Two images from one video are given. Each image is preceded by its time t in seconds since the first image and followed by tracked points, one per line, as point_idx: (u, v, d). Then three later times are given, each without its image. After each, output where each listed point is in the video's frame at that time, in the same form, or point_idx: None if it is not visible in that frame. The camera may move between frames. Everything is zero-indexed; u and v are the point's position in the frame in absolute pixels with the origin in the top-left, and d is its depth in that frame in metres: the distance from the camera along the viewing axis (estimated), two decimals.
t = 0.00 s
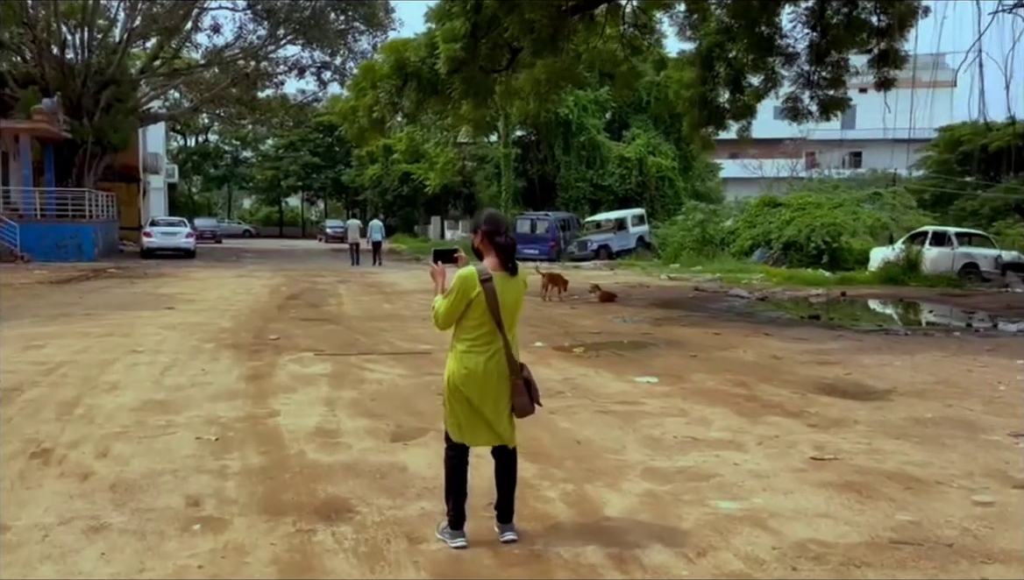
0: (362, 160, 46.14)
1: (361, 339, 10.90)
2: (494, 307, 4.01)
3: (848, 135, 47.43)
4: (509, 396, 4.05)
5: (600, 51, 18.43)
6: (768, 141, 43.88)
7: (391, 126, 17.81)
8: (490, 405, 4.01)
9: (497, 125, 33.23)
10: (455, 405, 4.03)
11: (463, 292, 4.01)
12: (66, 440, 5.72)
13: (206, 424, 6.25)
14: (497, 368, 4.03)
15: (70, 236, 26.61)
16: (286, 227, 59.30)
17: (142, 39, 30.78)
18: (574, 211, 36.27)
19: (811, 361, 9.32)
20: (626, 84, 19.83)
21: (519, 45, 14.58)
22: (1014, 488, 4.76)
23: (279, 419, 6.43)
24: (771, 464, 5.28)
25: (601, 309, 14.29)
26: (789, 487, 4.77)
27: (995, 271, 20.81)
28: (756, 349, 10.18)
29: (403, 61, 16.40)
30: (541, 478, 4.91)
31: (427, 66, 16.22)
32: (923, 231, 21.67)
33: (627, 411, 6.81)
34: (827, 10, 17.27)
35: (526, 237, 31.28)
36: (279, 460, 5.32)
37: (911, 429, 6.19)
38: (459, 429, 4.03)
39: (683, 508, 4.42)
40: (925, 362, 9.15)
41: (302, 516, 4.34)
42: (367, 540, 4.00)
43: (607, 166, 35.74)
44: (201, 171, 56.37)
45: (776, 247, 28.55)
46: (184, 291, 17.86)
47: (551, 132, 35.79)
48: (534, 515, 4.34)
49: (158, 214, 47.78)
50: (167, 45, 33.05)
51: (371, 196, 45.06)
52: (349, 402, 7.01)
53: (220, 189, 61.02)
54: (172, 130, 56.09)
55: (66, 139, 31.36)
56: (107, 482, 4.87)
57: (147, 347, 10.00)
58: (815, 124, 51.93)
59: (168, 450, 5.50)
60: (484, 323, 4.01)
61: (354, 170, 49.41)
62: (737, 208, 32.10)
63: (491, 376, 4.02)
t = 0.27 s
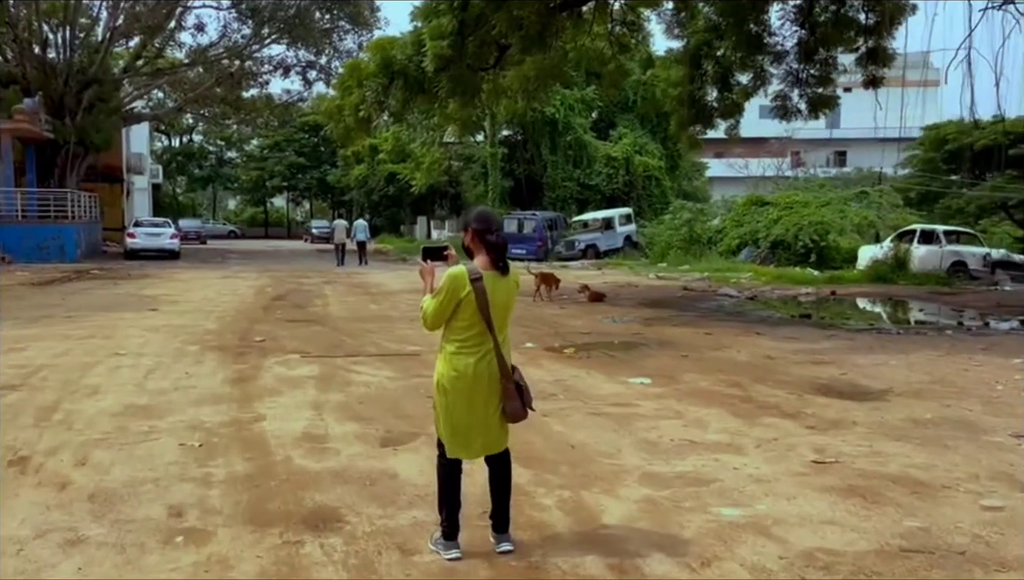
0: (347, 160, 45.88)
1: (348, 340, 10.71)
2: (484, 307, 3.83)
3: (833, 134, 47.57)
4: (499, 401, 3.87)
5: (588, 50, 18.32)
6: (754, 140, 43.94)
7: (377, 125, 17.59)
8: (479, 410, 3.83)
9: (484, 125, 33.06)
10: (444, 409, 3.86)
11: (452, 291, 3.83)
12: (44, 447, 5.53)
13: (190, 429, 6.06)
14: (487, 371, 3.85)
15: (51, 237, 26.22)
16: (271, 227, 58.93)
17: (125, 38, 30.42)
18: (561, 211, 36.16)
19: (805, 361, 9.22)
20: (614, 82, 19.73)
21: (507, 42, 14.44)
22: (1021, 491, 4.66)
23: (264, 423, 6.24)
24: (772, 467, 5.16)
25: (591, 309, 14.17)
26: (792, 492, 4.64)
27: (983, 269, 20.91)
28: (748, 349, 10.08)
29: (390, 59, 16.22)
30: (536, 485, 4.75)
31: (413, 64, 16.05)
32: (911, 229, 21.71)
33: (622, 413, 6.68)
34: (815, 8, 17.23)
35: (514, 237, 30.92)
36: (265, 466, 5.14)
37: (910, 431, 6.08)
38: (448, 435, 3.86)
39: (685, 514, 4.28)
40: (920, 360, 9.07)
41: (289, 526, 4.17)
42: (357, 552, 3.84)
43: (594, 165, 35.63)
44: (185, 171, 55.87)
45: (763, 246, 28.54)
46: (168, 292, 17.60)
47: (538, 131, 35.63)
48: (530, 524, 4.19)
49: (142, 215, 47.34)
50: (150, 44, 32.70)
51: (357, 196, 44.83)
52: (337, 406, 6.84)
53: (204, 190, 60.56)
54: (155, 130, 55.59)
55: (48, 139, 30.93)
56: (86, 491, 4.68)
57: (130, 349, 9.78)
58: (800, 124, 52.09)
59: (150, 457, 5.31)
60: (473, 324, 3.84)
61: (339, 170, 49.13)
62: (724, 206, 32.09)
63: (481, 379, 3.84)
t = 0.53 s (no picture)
0: (340, 160, 45.65)
1: (340, 344, 10.48)
2: (480, 315, 3.62)
3: (827, 133, 47.51)
4: (497, 414, 3.66)
5: (583, 49, 18.15)
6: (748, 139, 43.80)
7: (368, 125, 17.33)
8: (474, 424, 3.63)
9: (477, 125, 32.85)
10: (437, 424, 3.65)
11: (447, 299, 3.63)
12: (23, 459, 5.31)
13: (176, 440, 5.84)
14: (483, 383, 3.64)
15: (39, 239, 25.87)
16: (263, 228, 58.62)
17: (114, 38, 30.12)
18: (555, 211, 35.99)
19: (806, 365, 9.05)
20: (609, 81, 19.57)
21: (501, 40, 14.24)
22: None
23: (253, 433, 6.03)
24: (780, 479, 4.97)
25: (587, 311, 13.98)
26: (803, 505, 4.46)
27: (979, 269, 20.85)
28: (748, 352, 9.91)
29: (382, 59, 16.01)
30: (536, 499, 4.56)
31: (406, 64, 15.83)
32: (907, 229, 21.64)
33: (622, 420, 6.49)
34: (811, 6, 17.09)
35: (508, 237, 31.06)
36: (253, 480, 4.93)
37: (920, 438, 5.91)
38: (442, 450, 3.65)
39: (693, 531, 4.10)
40: (924, 364, 8.91)
41: (278, 546, 3.97)
42: (348, 574, 3.65)
43: (587, 165, 35.44)
44: (176, 172, 55.44)
45: (758, 246, 28.41)
46: (158, 294, 17.34)
47: (531, 131, 35.40)
48: (530, 542, 3.99)
49: (132, 216, 47.00)
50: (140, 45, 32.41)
51: (349, 196, 44.59)
52: (329, 414, 6.63)
53: (196, 190, 60.21)
54: (146, 131, 55.16)
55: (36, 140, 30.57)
56: (65, 508, 4.47)
57: (117, 355, 9.54)
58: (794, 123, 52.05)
59: (134, 471, 5.09)
60: (468, 333, 3.63)
61: (332, 170, 48.86)
62: (719, 206, 31.97)
63: (477, 391, 3.63)
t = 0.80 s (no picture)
0: (338, 162, 45.47)
1: (338, 348, 10.30)
2: (482, 322, 3.45)
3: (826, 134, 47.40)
4: (501, 425, 3.49)
5: (583, 49, 18.00)
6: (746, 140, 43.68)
7: (366, 127, 17.17)
8: (478, 436, 3.46)
9: (475, 126, 32.67)
10: (439, 436, 3.50)
11: (448, 305, 3.46)
12: (10, 471, 5.12)
13: (169, 449, 5.66)
14: (486, 394, 3.47)
15: (35, 242, 25.65)
16: (260, 231, 58.45)
17: (110, 40, 29.92)
18: (554, 213, 35.82)
19: (813, 368, 8.90)
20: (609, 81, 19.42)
21: (500, 39, 14.10)
22: None
23: (249, 442, 5.86)
24: (795, 489, 4.80)
25: (588, 313, 13.81)
26: (820, 517, 4.30)
27: (982, 269, 20.70)
28: (753, 356, 9.75)
29: (380, 59, 15.85)
30: (542, 511, 4.39)
31: (404, 64, 15.67)
32: (909, 229, 21.53)
33: (628, 426, 6.32)
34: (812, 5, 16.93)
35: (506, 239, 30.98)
36: (249, 492, 4.75)
37: (934, 445, 5.76)
38: (444, 464, 3.50)
39: (707, 546, 3.93)
40: (932, 367, 8.75)
41: (273, 563, 3.79)
42: None
43: (586, 166, 35.26)
44: (174, 174, 55.23)
45: (758, 246, 28.27)
46: (154, 298, 17.14)
47: (530, 132, 35.26)
48: (537, 558, 3.83)
49: (129, 218, 46.79)
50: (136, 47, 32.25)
51: (346, 198, 44.43)
52: (326, 421, 6.45)
53: (193, 193, 60.01)
54: (143, 133, 54.97)
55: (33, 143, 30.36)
56: (53, 523, 4.29)
57: (110, 360, 9.35)
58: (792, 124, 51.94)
59: (125, 483, 4.91)
60: (470, 341, 3.47)
61: (330, 172, 48.66)
62: (718, 207, 31.82)
63: (480, 402, 3.46)
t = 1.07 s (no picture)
0: (341, 163, 45.31)
1: (341, 351, 10.10)
2: (491, 326, 3.25)
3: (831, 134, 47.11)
4: (512, 437, 3.29)
5: (588, 47, 17.75)
6: (751, 139, 43.44)
7: (368, 128, 16.95)
8: (488, 448, 3.26)
9: (479, 126, 32.46)
10: (447, 447, 3.30)
11: (455, 307, 3.25)
12: None
13: (165, 457, 5.45)
14: (496, 403, 3.26)
15: (37, 243, 25.50)
16: (264, 231, 58.35)
17: (113, 40, 29.76)
18: (558, 213, 35.58)
19: (826, 370, 8.69)
20: (615, 81, 19.18)
21: (506, 35, 13.90)
22: None
23: (248, 449, 5.66)
24: (818, 498, 4.59)
25: (594, 315, 13.60)
26: (846, 530, 4.09)
27: (993, 269, 20.40)
28: (765, 358, 9.53)
29: (383, 57, 15.65)
30: (553, 524, 4.19)
31: (407, 62, 15.47)
32: (918, 229, 21.29)
33: (641, 432, 6.12)
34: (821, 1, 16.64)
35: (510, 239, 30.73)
36: (247, 503, 4.56)
37: (959, 452, 5.54)
38: (452, 477, 3.30)
39: (727, 561, 3.74)
40: (949, 369, 8.53)
41: None
42: None
43: (590, 166, 34.98)
44: (177, 176, 55.10)
45: (764, 247, 28.01)
46: (155, 299, 16.95)
47: (534, 132, 35.05)
48: (549, 573, 3.64)
49: (132, 219, 46.67)
50: (139, 47, 32.12)
51: (350, 199, 44.31)
52: (328, 427, 6.25)
53: (196, 194, 59.90)
54: (146, 134, 54.86)
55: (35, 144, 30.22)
56: (41, 537, 4.09)
57: (108, 363, 9.15)
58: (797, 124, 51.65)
59: (118, 493, 4.71)
60: (478, 345, 3.26)
61: (333, 173, 48.47)
62: (724, 207, 31.59)
63: (489, 412, 3.26)
